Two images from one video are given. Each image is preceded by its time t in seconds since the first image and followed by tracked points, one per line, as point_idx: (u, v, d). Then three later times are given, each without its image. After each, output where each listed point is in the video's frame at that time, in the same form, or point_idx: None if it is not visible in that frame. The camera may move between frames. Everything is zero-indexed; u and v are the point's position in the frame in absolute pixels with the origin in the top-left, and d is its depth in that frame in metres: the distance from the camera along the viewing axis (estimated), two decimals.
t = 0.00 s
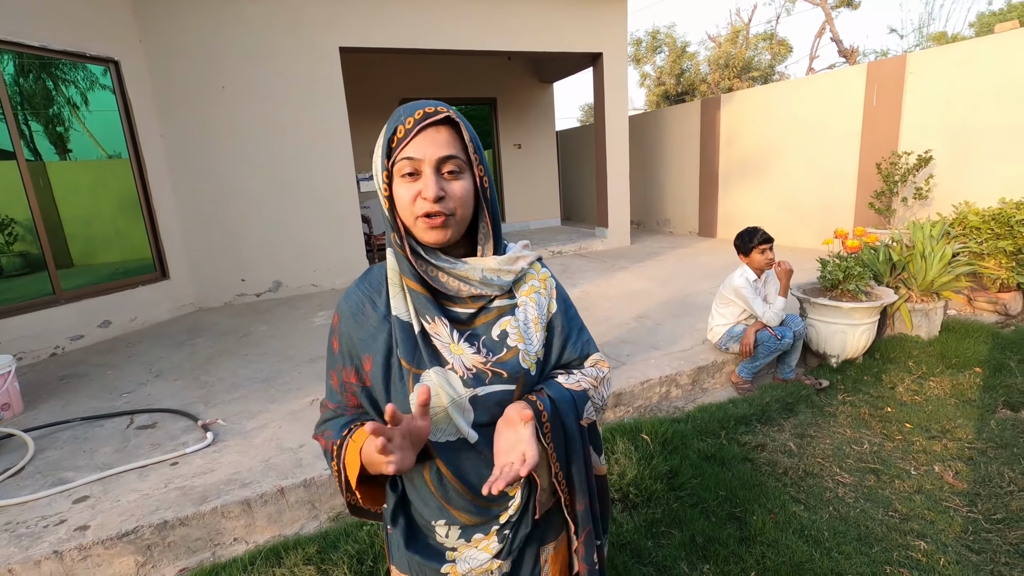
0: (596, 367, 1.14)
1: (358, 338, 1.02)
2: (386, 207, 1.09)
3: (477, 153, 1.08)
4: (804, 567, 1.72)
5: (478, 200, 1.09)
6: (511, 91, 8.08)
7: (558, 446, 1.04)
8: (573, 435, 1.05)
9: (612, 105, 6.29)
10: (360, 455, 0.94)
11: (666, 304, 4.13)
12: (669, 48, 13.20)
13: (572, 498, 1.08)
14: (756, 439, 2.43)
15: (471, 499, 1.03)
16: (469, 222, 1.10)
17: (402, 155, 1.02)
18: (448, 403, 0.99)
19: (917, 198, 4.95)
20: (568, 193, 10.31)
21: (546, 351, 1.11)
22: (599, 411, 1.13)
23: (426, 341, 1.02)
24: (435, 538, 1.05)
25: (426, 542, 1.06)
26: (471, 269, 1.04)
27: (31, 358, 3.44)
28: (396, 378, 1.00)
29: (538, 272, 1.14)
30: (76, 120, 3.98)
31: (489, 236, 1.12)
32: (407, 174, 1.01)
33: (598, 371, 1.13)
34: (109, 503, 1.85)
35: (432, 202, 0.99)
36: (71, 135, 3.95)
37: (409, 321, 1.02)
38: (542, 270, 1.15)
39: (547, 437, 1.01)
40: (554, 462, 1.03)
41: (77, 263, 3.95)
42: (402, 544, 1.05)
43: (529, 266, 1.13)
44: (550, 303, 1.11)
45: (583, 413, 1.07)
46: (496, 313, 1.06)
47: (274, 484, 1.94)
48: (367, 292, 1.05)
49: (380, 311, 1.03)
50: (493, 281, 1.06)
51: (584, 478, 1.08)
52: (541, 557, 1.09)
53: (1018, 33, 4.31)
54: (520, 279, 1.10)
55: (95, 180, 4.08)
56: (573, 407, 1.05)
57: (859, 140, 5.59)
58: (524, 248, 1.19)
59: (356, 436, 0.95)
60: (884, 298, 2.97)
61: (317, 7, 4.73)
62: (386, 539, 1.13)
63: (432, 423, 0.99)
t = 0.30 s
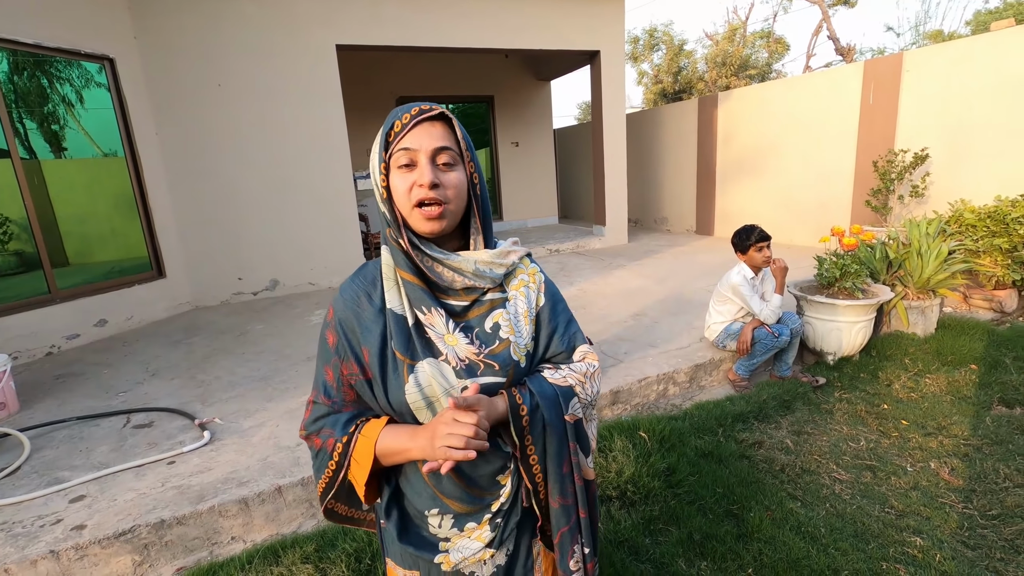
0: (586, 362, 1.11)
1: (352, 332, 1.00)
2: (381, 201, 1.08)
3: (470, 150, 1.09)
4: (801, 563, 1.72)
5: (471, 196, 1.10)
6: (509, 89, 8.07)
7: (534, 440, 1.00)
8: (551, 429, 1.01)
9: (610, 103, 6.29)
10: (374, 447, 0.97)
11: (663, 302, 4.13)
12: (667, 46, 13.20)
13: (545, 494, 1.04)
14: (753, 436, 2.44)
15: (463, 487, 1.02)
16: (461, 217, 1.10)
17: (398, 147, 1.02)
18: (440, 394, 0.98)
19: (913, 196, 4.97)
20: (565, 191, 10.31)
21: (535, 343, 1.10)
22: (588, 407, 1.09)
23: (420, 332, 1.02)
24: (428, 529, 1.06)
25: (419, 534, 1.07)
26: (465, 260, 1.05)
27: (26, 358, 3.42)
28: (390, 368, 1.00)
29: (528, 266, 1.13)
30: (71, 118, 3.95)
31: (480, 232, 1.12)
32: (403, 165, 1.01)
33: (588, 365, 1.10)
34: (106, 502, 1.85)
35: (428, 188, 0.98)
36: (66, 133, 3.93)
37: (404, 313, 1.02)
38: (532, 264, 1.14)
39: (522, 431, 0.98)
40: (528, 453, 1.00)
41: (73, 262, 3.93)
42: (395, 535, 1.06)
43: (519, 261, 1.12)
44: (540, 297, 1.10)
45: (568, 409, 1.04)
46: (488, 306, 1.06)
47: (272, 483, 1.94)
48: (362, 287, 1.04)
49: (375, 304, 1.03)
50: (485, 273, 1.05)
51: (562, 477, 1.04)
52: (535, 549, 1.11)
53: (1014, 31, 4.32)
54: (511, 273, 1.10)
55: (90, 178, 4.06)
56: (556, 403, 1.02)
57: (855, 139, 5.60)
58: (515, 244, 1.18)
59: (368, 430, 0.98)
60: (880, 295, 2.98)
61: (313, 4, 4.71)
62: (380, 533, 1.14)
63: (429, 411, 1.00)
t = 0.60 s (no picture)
0: (570, 360, 1.14)
1: (349, 334, 0.99)
2: (379, 206, 1.08)
3: (466, 160, 1.10)
4: (801, 565, 1.72)
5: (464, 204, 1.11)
6: (508, 90, 8.07)
7: (526, 434, 1.02)
8: (542, 423, 1.04)
9: (609, 104, 6.30)
10: (374, 448, 0.97)
11: (663, 303, 4.13)
12: (666, 48, 13.23)
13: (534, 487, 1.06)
14: (753, 437, 2.44)
15: (459, 481, 1.01)
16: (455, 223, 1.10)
17: (398, 154, 1.02)
18: (438, 391, 0.98)
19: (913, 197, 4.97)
20: (565, 192, 10.32)
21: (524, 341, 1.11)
22: (571, 404, 1.13)
23: (416, 333, 1.01)
24: (422, 523, 1.05)
25: (414, 529, 1.05)
26: (459, 265, 1.04)
27: (25, 359, 3.42)
28: (387, 368, 0.99)
29: (516, 270, 1.15)
30: (70, 119, 3.95)
31: (473, 238, 1.13)
32: (403, 171, 1.01)
33: (572, 363, 1.13)
34: (105, 504, 1.84)
35: (427, 195, 0.99)
36: (66, 134, 3.92)
37: (399, 315, 1.01)
38: (519, 268, 1.16)
39: (514, 426, 1.01)
40: (521, 447, 1.02)
41: (72, 263, 3.93)
42: (389, 531, 1.04)
43: (508, 266, 1.14)
44: (527, 298, 1.12)
45: (554, 405, 1.07)
46: (481, 308, 1.07)
47: (272, 484, 1.93)
48: (357, 290, 1.03)
49: (371, 306, 1.02)
50: (478, 277, 1.06)
51: (549, 470, 1.07)
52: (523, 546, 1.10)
53: (1013, 32, 4.33)
54: (501, 276, 1.11)
55: (89, 178, 4.05)
56: (544, 398, 1.05)
57: (854, 140, 5.60)
58: (503, 248, 1.19)
59: (366, 432, 0.98)
60: (880, 297, 2.98)
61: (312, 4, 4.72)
62: (371, 532, 1.12)
63: (426, 410, 0.99)
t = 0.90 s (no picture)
0: (568, 355, 1.13)
1: (348, 326, 0.99)
2: (376, 201, 1.07)
3: (462, 156, 1.10)
4: (799, 562, 1.72)
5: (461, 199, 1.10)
6: (507, 87, 8.05)
7: (526, 428, 1.02)
8: (542, 418, 1.03)
9: (608, 101, 6.28)
10: (372, 442, 0.97)
11: (662, 301, 4.13)
12: (665, 45, 13.21)
13: (534, 481, 1.06)
14: (751, 434, 2.44)
15: (455, 475, 1.00)
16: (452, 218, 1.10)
17: (395, 149, 1.01)
18: (437, 382, 0.98)
19: (912, 194, 4.97)
20: (564, 190, 10.31)
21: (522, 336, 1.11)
22: (570, 397, 1.13)
23: (415, 325, 1.01)
24: (418, 517, 1.04)
25: (410, 523, 1.05)
26: (456, 257, 1.05)
27: (23, 357, 3.41)
28: (386, 360, 0.99)
29: (514, 264, 1.14)
30: (67, 116, 3.92)
31: (471, 231, 1.13)
32: (400, 166, 1.00)
33: (570, 358, 1.13)
34: (104, 502, 1.84)
35: (425, 188, 0.99)
36: (63, 131, 3.90)
37: (399, 306, 1.01)
38: (518, 262, 1.15)
39: (515, 419, 1.00)
40: (521, 442, 1.02)
41: (70, 261, 3.91)
42: (386, 525, 1.03)
43: (505, 259, 1.14)
44: (525, 292, 1.12)
45: (554, 399, 1.07)
46: (479, 300, 1.06)
47: (271, 482, 1.93)
48: (356, 282, 1.03)
49: (370, 298, 1.02)
50: (476, 270, 1.06)
51: (550, 464, 1.06)
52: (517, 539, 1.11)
53: (1012, 29, 4.32)
54: (498, 270, 1.11)
55: (86, 176, 4.02)
56: (544, 392, 1.05)
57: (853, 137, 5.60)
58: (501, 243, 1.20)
59: (365, 426, 0.97)
60: (878, 294, 2.98)
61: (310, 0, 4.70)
62: (367, 525, 1.12)
63: (425, 402, 0.99)
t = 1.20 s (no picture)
0: (577, 359, 1.12)
1: (354, 322, 0.99)
2: (388, 198, 1.07)
3: (480, 157, 1.08)
4: (796, 563, 1.73)
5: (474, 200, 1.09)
6: (506, 88, 8.06)
7: (527, 435, 1.02)
8: (545, 423, 1.03)
9: (607, 103, 6.29)
10: (369, 437, 0.97)
11: (661, 302, 4.14)
12: (664, 47, 13.24)
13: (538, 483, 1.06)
14: (749, 436, 2.45)
15: (453, 475, 1.01)
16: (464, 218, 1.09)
17: (410, 151, 1.01)
18: (438, 383, 0.99)
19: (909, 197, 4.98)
20: (562, 191, 10.31)
21: (529, 338, 1.10)
22: (576, 403, 1.12)
23: (419, 325, 1.01)
24: (419, 514, 1.05)
25: (411, 519, 1.06)
26: (463, 261, 1.04)
27: (19, 356, 3.40)
28: (389, 358, 0.99)
29: (524, 265, 1.13)
30: (65, 115, 3.92)
31: (483, 232, 1.12)
32: (414, 168, 1.00)
33: (579, 363, 1.11)
34: (100, 502, 1.83)
35: (437, 195, 0.98)
36: (60, 130, 3.90)
37: (404, 306, 1.02)
38: (528, 263, 1.15)
39: (516, 424, 1.00)
40: (523, 447, 1.02)
41: (67, 260, 3.90)
42: (386, 518, 1.05)
43: (516, 260, 1.13)
44: (535, 295, 1.10)
45: (557, 405, 1.06)
46: (486, 302, 1.06)
47: (268, 483, 1.93)
48: (364, 278, 1.03)
49: (377, 295, 1.02)
50: (483, 272, 1.05)
51: (553, 466, 1.06)
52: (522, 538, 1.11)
53: (1009, 33, 4.34)
54: (507, 271, 1.10)
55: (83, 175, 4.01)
56: (548, 399, 1.03)
57: (851, 140, 5.62)
58: (512, 244, 1.19)
59: (364, 420, 0.98)
60: (876, 296, 2.99)
61: None
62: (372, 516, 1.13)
63: (424, 403, 1.00)
